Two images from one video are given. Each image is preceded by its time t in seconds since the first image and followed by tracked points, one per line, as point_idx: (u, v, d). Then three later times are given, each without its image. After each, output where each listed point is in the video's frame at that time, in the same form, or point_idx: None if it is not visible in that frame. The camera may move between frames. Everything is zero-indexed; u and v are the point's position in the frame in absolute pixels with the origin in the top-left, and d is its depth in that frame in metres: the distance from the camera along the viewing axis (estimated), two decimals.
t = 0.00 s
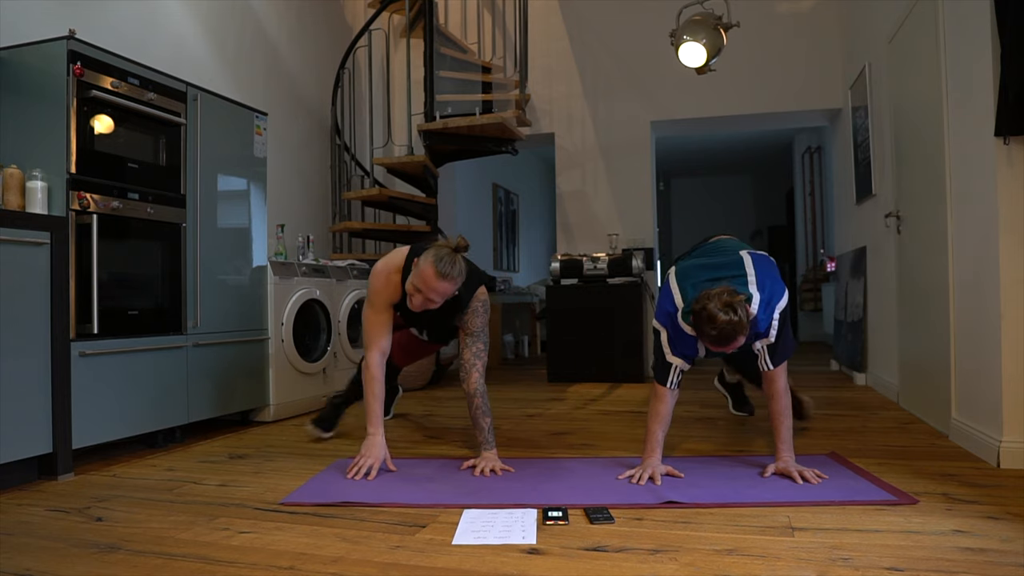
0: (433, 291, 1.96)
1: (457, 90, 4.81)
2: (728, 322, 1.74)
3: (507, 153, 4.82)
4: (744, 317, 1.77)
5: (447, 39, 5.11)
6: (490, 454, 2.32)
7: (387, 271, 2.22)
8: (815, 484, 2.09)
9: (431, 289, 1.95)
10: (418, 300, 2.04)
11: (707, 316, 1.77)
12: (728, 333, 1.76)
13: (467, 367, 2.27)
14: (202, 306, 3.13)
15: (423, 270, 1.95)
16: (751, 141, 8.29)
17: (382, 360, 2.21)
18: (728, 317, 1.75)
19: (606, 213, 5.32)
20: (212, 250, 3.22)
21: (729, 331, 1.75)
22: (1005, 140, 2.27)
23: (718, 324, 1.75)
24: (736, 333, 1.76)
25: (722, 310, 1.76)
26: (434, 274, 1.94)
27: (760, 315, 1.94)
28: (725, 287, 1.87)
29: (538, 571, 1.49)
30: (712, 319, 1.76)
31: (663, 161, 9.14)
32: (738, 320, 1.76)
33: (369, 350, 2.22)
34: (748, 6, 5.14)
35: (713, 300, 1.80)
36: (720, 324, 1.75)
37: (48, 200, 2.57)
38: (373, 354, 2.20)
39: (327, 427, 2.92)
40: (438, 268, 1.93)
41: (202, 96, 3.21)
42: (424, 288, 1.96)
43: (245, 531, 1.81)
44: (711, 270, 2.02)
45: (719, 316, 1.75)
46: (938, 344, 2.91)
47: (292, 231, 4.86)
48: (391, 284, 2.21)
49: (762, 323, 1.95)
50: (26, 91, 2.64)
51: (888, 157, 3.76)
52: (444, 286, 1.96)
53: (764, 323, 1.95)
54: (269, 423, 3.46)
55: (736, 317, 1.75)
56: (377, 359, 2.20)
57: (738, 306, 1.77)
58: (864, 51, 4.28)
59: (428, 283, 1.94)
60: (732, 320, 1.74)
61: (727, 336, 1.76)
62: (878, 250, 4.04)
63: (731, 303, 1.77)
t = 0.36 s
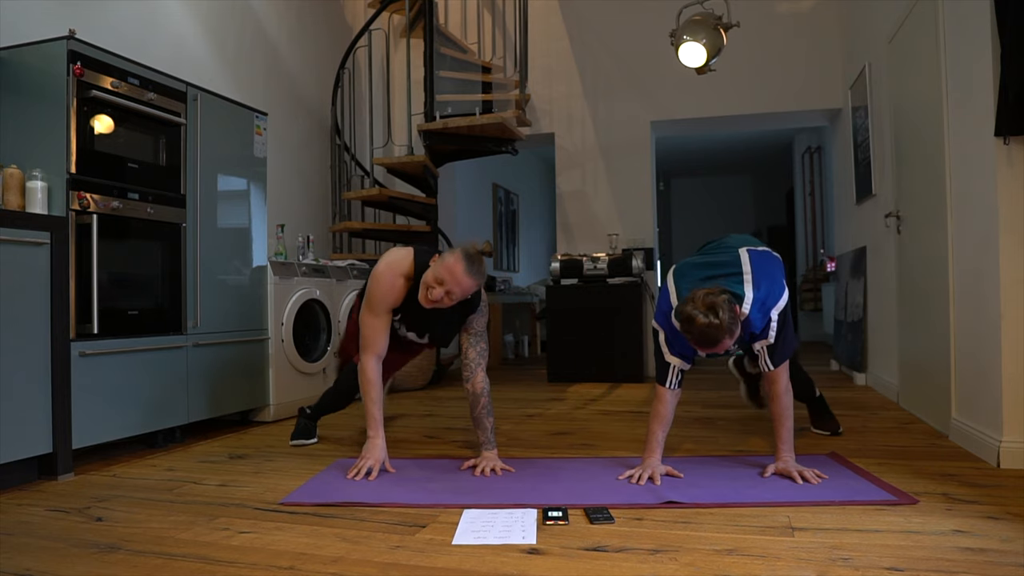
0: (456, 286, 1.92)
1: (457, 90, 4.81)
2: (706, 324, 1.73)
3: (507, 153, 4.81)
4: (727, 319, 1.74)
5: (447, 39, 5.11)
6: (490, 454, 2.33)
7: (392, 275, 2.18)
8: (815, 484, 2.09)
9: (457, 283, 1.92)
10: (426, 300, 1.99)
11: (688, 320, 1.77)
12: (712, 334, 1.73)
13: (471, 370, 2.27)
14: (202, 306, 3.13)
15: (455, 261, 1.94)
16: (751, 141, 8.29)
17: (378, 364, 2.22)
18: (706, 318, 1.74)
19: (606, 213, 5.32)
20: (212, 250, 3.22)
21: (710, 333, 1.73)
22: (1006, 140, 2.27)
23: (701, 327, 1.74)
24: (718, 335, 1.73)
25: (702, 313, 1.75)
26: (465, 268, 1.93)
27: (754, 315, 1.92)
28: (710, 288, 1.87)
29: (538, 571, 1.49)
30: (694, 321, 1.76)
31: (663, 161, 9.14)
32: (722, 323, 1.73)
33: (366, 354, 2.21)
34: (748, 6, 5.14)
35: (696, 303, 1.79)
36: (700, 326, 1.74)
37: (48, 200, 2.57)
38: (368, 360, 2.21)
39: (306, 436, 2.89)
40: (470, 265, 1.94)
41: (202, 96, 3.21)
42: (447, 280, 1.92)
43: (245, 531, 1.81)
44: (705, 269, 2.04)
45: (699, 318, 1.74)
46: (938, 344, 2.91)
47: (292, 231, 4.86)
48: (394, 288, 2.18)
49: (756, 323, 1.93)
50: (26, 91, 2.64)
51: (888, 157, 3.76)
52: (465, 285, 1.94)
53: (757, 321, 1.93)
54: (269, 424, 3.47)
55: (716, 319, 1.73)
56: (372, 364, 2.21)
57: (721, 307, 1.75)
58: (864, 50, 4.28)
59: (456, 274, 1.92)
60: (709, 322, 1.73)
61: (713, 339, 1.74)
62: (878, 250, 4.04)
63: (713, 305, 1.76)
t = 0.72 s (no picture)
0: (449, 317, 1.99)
1: (457, 90, 4.81)
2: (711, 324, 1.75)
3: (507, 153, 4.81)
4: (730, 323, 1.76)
5: (447, 39, 5.11)
6: (490, 454, 2.33)
7: (390, 282, 2.17)
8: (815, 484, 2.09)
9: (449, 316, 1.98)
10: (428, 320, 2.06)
11: (693, 318, 1.77)
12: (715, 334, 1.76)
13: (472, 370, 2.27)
14: (202, 306, 3.13)
15: (440, 301, 1.94)
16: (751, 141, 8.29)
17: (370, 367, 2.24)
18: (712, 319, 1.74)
19: (606, 213, 5.32)
20: (212, 250, 3.22)
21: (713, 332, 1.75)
22: (1006, 140, 2.27)
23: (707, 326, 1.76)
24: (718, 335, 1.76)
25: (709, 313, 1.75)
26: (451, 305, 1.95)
27: (758, 316, 1.93)
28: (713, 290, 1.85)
29: (538, 571, 1.49)
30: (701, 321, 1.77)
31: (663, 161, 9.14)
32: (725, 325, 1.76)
33: (357, 358, 2.23)
34: (748, 6, 5.14)
35: (701, 302, 1.79)
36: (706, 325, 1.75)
37: (48, 200, 2.56)
38: (360, 365, 2.22)
39: (306, 437, 2.89)
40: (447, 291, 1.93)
41: (202, 96, 3.21)
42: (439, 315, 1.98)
43: (245, 531, 1.81)
44: (709, 270, 2.02)
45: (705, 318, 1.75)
46: (939, 344, 2.91)
47: (292, 231, 4.86)
48: (391, 293, 2.18)
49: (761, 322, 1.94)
50: (26, 91, 2.64)
51: (888, 157, 3.76)
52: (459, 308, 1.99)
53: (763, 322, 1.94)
54: (269, 423, 3.47)
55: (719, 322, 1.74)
56: (364, 368, 2.22)
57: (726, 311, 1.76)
58: (864, 50, 4.28)
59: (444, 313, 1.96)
60: (716, 323, 1.73)
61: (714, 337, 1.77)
62: (878, 250, 4.04)
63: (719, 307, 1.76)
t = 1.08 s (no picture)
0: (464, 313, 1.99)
1: (457, 90, 4.81)
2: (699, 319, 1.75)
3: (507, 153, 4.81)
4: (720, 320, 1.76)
5: (447, 39, 5.11)
6: (490, 454, 2.33)
7: (391, 288, 2.19)
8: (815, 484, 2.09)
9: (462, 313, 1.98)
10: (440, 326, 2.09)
11: (680, 316, 1.78)
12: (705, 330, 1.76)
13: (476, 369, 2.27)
14: (202, 306, 3.13)
15: (445, 299, 1.94)
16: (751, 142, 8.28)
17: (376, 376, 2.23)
18: (701, 317, 1.75)
19: (606, 213, 5.32)
20: (212, 250, 3.22)
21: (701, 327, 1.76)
22: (1006, 140, 2.27)
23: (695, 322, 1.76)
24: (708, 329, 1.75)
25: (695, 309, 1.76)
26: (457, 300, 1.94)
27: (752, 314, 1.94)
28: (703, 288, 1.88)
29: (539, 571, 1.49)
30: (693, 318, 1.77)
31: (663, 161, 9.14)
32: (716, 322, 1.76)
33: (363, 366, 2.23)
34: (748, 6, 5.14)
35: (689, 301, 1.80)
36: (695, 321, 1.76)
37: (48, 200, 2.57)
38: (367, 373, 2.22)
39: (307, 436, 2.89)
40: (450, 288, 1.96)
41: (202, 96, 3.21)
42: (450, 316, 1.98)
43: (245, 531, 1.81)
44: (706, 270, 2.03)
45: (694, 315, 1.76)
46: (939, 344, 2.91)
47: (292, 231, 4.86)
48: (391, 300, 2.19)
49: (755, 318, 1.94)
50: (26, 90, 2.64)
51: (887, 157, 3.76)
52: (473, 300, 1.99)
53: (757, 320, 1.94)
54: (269, 423, 3.47)
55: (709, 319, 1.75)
56: (370, 376, 2.22)
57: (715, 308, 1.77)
58: (864, 50, 4.28)
59: (453, 310, 1.96)
60: (701, 322, 1.74)
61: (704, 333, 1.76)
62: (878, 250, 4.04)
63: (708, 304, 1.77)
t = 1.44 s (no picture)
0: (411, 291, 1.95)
1: (458, 90, 4.81)
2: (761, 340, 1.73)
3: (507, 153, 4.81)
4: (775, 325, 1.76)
5: (447, 39, 5.11)
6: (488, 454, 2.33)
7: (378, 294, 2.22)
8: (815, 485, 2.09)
9: (408, 293, 1.94)
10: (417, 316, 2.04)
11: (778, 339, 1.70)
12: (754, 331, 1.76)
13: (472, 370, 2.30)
14: (202, 306, 3.13)
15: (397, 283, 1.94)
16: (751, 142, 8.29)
17: (381, 390, 2.20)
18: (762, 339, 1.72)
19: (606, 213, 5.32)
20: (212, 250, 3.22)
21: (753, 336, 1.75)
22: (1005, 140, 2.27)
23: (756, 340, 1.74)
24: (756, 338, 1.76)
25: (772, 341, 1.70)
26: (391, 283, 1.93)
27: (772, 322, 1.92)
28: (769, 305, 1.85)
29: (539, 571, 1.49)
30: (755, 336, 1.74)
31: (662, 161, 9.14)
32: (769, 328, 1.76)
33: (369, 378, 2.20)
34: (748, 6, 5.14)
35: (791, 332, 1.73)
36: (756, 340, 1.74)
37: (48, 200, 2.56)
38: (372, 386, 2.19)
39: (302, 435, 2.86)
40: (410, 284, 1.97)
41: (202, 96, 3.21)
42: (399, 300, 1.94)
43: (245, 531, 1.81)
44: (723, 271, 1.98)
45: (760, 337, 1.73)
46: (938, 343, 2.91)
47: (292, 231, 4.86)
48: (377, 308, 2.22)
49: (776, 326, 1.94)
50: (26, 90, 2.64)
51: (888, 157, 3.76)
52: (411, 276, 1.96)
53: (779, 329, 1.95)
54: (269, 424, 3.47)
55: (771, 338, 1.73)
56: (376, 389, 2.18)
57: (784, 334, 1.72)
58: (864, 50, 4.28)
59: (397, 294, 1.93)
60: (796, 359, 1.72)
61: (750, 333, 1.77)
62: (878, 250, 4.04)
63: (786, 340, 1.70)
